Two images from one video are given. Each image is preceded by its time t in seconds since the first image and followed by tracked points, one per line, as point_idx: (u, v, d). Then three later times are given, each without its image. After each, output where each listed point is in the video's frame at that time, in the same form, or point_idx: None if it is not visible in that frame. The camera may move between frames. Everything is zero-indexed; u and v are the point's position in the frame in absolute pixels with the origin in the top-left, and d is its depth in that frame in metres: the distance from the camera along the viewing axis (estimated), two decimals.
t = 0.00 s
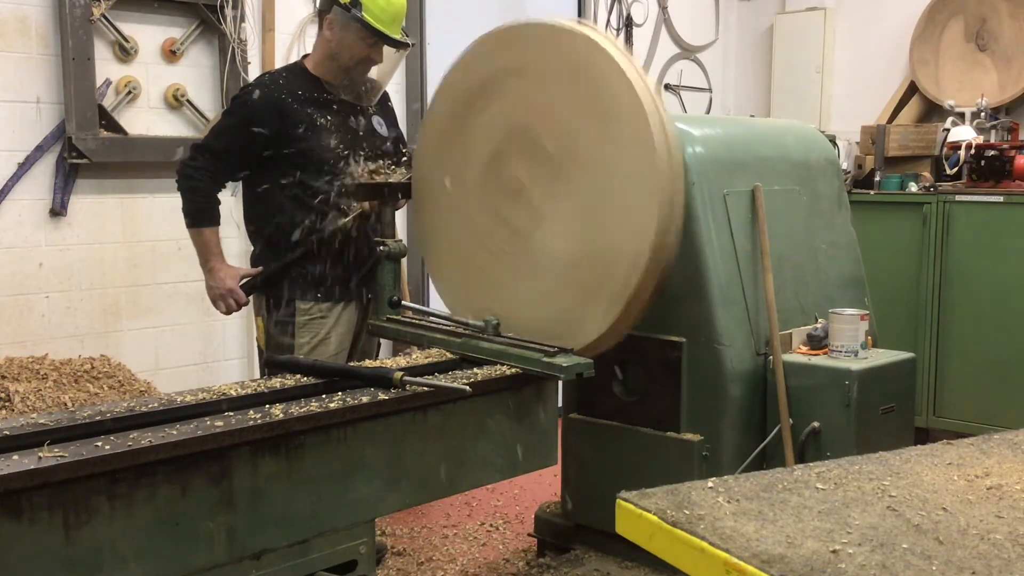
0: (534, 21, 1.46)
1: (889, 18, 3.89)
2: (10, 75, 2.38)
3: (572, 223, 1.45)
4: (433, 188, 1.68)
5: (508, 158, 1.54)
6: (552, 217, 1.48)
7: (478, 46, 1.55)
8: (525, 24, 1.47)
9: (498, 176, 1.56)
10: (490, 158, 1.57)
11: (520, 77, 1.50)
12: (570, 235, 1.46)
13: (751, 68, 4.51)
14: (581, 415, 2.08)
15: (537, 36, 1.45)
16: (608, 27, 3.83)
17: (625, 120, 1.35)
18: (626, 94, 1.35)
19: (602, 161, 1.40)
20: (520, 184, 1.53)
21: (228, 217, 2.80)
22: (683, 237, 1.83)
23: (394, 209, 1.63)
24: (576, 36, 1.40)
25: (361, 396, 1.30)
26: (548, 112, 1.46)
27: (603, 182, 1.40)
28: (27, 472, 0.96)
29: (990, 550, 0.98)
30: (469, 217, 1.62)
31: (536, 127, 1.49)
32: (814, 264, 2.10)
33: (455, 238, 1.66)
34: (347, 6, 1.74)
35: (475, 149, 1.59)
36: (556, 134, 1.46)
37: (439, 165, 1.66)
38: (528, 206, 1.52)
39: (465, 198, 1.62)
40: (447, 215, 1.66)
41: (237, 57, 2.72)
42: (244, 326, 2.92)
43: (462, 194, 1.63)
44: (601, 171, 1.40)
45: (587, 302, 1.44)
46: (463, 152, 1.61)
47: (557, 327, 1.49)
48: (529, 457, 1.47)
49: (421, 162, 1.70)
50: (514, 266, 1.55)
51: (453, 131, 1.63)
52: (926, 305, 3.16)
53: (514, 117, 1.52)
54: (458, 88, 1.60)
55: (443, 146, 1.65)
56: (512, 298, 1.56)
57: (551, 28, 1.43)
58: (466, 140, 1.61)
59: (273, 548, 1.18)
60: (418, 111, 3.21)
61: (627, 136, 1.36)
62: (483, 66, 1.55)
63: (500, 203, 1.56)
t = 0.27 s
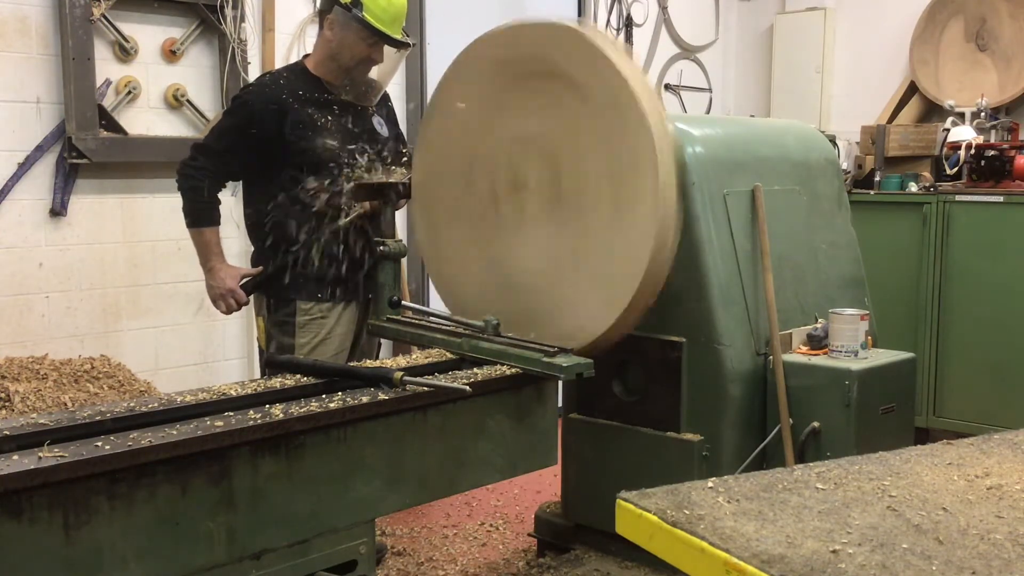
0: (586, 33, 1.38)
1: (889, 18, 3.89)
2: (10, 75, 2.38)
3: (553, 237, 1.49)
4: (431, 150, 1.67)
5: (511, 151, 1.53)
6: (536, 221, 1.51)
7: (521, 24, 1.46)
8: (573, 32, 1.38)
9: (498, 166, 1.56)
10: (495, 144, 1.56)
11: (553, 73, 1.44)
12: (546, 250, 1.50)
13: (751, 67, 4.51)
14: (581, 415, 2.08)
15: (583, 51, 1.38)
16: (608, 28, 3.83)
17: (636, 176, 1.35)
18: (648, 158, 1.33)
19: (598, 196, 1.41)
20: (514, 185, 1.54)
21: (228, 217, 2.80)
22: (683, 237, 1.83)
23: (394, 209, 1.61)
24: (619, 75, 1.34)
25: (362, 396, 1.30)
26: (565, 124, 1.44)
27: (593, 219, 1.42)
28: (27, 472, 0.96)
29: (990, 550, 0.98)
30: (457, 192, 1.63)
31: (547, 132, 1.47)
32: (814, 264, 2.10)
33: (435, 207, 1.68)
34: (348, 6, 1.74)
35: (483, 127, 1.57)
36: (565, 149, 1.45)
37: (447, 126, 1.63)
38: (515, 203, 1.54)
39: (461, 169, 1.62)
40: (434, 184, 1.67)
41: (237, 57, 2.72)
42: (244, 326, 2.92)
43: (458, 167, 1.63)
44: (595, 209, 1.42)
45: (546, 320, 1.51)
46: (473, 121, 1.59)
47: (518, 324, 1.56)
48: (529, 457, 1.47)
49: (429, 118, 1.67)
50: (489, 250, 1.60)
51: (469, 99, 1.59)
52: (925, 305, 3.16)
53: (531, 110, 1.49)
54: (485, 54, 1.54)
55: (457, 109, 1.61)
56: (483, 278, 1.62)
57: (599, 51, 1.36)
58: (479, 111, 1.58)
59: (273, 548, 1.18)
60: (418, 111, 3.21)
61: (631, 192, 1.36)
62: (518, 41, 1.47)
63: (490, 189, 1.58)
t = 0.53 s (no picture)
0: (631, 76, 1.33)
1: (889, 18, 3.89)
2: (10, 75, 2.38)
3: (533, 242, 1.52)
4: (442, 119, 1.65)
5: (517, 144, 1.52)
6: (521, 219, 1.53)
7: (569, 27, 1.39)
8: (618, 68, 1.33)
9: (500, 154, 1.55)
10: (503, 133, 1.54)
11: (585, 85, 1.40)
12: (525, 253, 1.53)
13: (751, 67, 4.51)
14: (581, 415, 2.08)
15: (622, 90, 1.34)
16: (608, 27, 3.83)
17: (628, 227, 1.37)
18: (647, 221, 1.34)
19: (587, 222, 1.43)
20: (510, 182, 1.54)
21: (228, 217, 2.80)
22: (683, 237, 1.83)
23: (394, 209, 1.61)
24: (646, 128, 1.32)
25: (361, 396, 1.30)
26: (578, 139, 1.43)
27: (577, 243, 1.45)
28: (27, 472, 0.96)
29: (990, 550, 0.98)
30: (459, 167, 1.63)
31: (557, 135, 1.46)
32: (814, 264, 2.10)
33: (430, 183, 1.68)
34: (348, 6, 1.74)
35: (498, 112, 1.55)
36: (570, 161, 1.45)
37: (466, 93, 1.60)
38: (506, 198, 1.55)
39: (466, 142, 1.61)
40: (437, 156, 1.66)
41: (236, 57, 2.72)
42: (244, 326, 2.92)
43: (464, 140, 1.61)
44: (582, 234, 1.44)
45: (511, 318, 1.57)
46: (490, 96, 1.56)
47: (490, 301, 1.61)
48: (529, 457, 1.47)
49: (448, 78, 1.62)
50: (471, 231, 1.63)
51: (493, 77, 1.54)
52: (925, 305, 3.16)
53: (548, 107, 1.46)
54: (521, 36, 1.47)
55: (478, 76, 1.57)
56: (465, 252, 1.65)
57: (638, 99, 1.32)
58: (500, 91, 1.54)
59: (273, 548, 1.18)
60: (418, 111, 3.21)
61: (619, 241, 1.38)
62: (559, 41, 1.41)
63: (491, 174, 1.58)
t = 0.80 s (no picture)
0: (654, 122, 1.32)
1: (889, 19, 3.89)
2: (10, 75, 2.38)
3: (514, 241, 1.55)
4: (453, 100, 1.62)
5: (523, 141, 1.51)
6: (507, 217, 1.55)
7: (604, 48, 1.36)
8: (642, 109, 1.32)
9: (500, 149, 1.55)
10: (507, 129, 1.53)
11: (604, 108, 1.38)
12: (506, 250, 1.56)
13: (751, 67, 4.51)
14: (581, 415, 2.08)
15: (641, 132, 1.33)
16: (608, 27, 3.83)
17: (607, 258, 1.40)
18: (627, 261, 1.37)
19: (574, 245, 1.45)
20: (503, 182, 1.55)
21: (229, 216, 2.80)
22: (683, 237, 1.83)
23: (394, 209, 1.62)
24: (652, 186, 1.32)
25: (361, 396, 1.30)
26: (581, 155, 1.43)
27: (558, 256, 1.48)
28: (27, 472, 0.96)
29: (990, 550, 0.98)
30: (467, 147, 1.60)
31: (560, 142, 1.45)
32: (814, 264, 2.10)
33: (431, 159, 1.68)
34: (349, 6, 1.74)
35: (507, 107, 1.53)
36: (566, 172, 1.45)
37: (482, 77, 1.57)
38: (496, 194, 1.57)
39: (471, 127, 1.59)
40: (441, 135, 1.65)
41: (236, 57, 2.72)
42: (244, 326, 2.92)
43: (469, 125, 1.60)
44: (564, 249, 1.47)
45: (485, 305, 1.62)
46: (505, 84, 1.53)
47: (466, 285, 1.66)
48: (529, 457, 1.47)
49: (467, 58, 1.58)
50: (455, 214, 1.65)
51: (524, 67, 1.49)
52: (925, 305, 3.16)
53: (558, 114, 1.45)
54: (550, 39, 1.44)
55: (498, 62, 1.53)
56: (451, 230, 1.67)
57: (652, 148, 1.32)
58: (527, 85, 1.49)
59: (273, 548, 1.18)
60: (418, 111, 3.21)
61: (596, 269, 1.41)
62: (588, 57, 1.39)
63: (496, 163, 1.56)
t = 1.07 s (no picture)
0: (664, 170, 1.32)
1: (889, 19, 3.89)
2: (10, 75, 2.38)
3: (502, 234, 1.57)
4: (469, 80, 1.59)
5: (535, 135, 1.49)
6: (498, 210, 1.57)
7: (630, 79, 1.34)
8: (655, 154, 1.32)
9: (503, 143, 1.54)
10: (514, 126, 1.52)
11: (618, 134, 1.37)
12: (492, 240, 1.59)
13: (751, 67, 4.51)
14: (581, 414, 2.08)
15: (649, 175, 1.33)
16: (608, 27, 3.83)
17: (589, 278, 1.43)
18: (605, 290, 1.40)
19: (562, 253, 1.47)
20: (500, 178, 1.56)
21: (229, 216, 2.80)
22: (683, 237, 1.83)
23: (394, 210, 1.62)
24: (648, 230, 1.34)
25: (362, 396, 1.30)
26: (586, 169, 1.43)
27: (541, 258, 1.50)
28: (27, 472, 0.96)
29: (990, 550, 0.98)
30: (479, 129, 1.58)
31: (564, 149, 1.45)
32: (814, 264, 2.10)
33: (440, 131, 1.65)
34: (349, 6, 1.74)
35: (525, 100, 1.50)
36: (564, 180, 1.46)
37: (500, 66, 1.53)
38: (491, 186, 1.57)
39: (480, 112, 1.57)
40: (456, 110, 1.62)
41: (237, 57, 2.72)
42: (244, 326, 2.92)
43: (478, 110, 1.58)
44: (549, 254, 1.49)
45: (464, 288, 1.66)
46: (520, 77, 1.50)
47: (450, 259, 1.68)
48: (529, 457, 1.47)
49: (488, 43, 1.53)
50: (453, 194, 1.64)
51: (555, 65, 1.44)
52: (925, 305, 3.16)
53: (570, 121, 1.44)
54: (577, 51, 1.41)
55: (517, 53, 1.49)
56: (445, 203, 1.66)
57: (654, 197, 1.33)
58: (554, 84, 1.45)
59: (273, 548, 1.18)
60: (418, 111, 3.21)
61: (576, 285, 1.44)
62: (616, 81, 1.36)
63: (503, 153, 1.54)
